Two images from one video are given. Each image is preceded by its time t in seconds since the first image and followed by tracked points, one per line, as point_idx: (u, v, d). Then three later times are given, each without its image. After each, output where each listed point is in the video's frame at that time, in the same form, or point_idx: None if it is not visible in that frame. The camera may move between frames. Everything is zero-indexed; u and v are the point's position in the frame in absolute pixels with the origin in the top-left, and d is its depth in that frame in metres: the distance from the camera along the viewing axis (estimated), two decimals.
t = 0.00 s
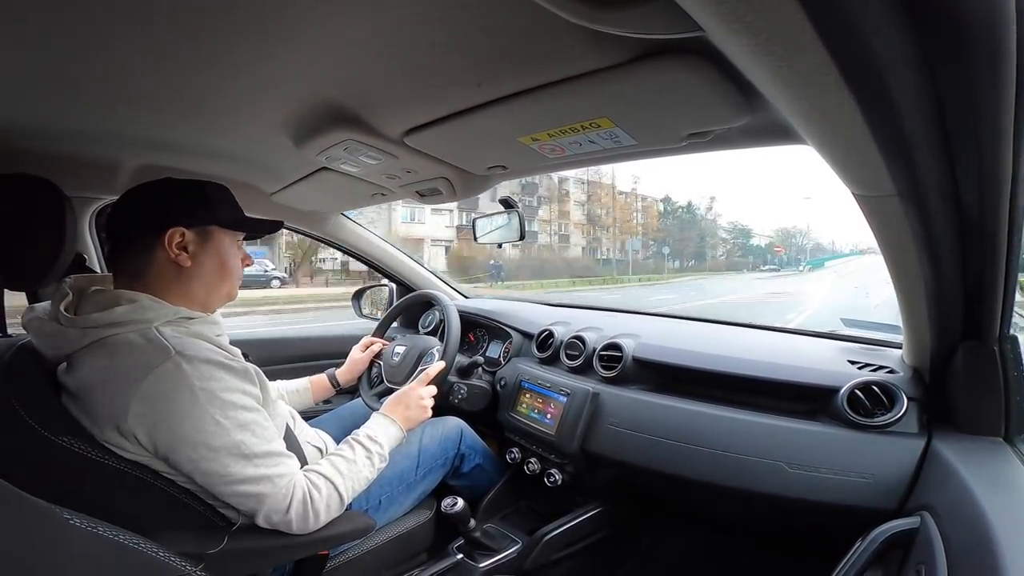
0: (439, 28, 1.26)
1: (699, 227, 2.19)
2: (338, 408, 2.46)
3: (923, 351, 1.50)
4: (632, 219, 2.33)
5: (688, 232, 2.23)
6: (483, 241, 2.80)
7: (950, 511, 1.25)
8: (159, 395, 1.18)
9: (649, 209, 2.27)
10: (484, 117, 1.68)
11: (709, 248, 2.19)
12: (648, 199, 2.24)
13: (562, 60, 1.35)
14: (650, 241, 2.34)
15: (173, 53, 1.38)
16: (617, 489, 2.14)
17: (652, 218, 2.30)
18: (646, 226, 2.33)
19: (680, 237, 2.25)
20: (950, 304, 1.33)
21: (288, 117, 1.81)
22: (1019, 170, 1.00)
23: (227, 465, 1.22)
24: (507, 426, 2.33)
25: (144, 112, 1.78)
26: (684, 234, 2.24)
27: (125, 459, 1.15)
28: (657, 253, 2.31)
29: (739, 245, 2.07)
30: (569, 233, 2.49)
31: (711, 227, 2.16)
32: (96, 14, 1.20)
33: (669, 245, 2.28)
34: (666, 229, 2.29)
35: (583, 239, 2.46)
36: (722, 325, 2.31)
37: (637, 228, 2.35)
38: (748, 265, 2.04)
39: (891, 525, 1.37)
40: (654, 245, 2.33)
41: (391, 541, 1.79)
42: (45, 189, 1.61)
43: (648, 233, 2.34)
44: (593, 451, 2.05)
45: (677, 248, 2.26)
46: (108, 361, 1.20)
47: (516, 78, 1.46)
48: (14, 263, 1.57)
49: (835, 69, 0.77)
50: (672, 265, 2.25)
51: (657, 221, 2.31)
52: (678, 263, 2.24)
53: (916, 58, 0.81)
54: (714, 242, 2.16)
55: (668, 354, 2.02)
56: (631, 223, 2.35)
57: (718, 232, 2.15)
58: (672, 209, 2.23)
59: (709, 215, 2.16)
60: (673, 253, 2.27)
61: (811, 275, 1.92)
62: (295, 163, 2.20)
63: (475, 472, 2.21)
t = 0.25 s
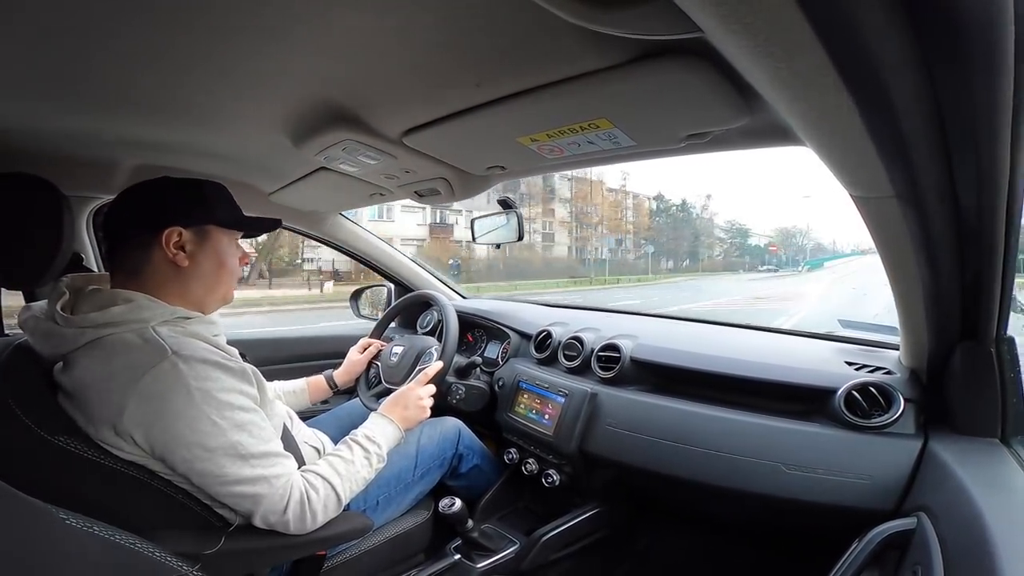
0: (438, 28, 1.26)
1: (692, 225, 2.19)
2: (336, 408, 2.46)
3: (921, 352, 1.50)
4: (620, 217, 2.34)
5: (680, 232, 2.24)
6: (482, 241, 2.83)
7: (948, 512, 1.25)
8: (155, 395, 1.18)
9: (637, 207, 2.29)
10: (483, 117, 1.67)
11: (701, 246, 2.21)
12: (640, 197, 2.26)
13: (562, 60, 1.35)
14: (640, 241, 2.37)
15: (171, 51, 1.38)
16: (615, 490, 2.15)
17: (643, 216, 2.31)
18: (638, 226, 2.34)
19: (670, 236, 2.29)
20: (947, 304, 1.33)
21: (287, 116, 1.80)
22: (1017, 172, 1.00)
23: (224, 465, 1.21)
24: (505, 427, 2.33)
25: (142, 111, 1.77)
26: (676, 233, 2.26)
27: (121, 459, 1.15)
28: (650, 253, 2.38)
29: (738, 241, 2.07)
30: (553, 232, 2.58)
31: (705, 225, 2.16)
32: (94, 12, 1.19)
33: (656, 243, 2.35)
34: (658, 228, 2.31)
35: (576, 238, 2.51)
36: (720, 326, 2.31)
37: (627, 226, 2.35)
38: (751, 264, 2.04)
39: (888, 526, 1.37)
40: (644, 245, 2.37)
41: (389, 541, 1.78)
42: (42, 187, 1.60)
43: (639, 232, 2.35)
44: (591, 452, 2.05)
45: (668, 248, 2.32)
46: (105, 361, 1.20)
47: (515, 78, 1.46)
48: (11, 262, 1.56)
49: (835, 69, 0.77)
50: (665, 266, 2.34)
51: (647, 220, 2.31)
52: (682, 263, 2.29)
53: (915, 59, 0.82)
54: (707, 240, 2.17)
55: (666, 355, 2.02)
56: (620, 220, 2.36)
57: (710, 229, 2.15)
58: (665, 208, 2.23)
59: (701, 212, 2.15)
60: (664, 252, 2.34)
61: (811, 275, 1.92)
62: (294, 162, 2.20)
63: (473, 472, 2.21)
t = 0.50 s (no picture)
0: (436, 28, 1.26)
1: (687, 224, 2.31)
2: (333, 409, 2.46)
3: (918, 352, 1.51)
4: (607, 215, 2.41)
5: (663, 229, 2.39)
6: (480, 241, 2.79)
7: (944, 512, 1.26)
8: (151, 396, 1.17)
9: (626, 205, 2.35)
10: (481, 117, 1.67)
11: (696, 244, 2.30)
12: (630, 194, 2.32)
13: (560, 60, 1.35)
14: (631, 238, 2.49)
15: (168, 51, 1.37)
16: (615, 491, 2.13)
17: (632, 215, 2.42)
18: (632, 224, 2.46)
19: (657, 233, 2.41)
20: (943, 304, 1.34)
21: (285, 116, 1.80)
22: (1013, 173, 1.01)
23: (222, 466, 1.21)
24: (503, 427, 2.33)
25: (138, 111, 1.77)
26: (661, 231, 2.39)
27: (117, 461, 1.15)
28: (639, 252, 2.47)
29: (738, 238, 2.16)
30: (535, 231, 2.65)
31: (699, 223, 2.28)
32: (90, 11, 1.19)
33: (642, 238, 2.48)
34: (655, 227, 2.41)
35: (564, 237, 2.58)
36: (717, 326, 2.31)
37: (616, 223, 2.45)
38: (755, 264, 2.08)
39: (885, 525, 1.38)
40: (634, 242, 2.49)
41: (387, 541, 1.78)
42: (38, 187, 1.60)
43: (625, 230, 2.47)
44: (589, 452, 2.05)
45: (659, 247, 2.41)
46: (102, 362, 1.19)
47: (513, 78, 1.46)
48: (7, 262, 1.56)
49: (832, 70, 0.77)
50: (658, 266, 2.38)
51: (637, 218, 2.44)
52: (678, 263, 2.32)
53: (911, 60, 0.82)
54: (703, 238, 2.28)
55: (664, 355, 2.03)
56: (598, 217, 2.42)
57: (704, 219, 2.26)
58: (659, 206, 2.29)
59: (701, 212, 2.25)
60: (653, 250, 2.44)
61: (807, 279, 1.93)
62: (291, 163, 2.20)
63: (471, 473, 2.21)
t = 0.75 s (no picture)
0: (433, 27, 1.26)
1: (680, 222, 2.31)
2: (330, 409, 2.46)
3: (913, 350, 1.51)
4: (593, 212, 2.48)
5: (652, 226, 2.39)
6: (477, 241, 2.78)
7: (941, 510, 1.26)
8: (148, 399, 1.17)
9: (615, 201, 2.37)
10: (478, 117, 1.67)
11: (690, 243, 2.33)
12: (621, 191, 2.32)
13: (557, 59, 1.35)
14: (621, 237, 2.51)
15: (163, 51, 1.37)
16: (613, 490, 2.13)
17: (621, 212, 2.43)
18: (631, 221, 2.44)
19: (648, 232, 2.41)
20: (938, 302, 1.34)
21: (281, 116, 1.79)
22: (1008, 172, 1.01)
23: (220, 468, 1.21)
24: (501, 426, 2.33)
25: (133, 111, 1.76)
26: (651, 229, 2.39)
27: (114, 462, 1.14)
28: (628, 250, 2.53)
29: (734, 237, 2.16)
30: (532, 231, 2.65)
31: (694, 221, 2.28)
32: (85, 11, 1.18)
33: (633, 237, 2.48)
34: (645, 225, 2.41)
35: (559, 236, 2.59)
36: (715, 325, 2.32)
37: (605, 221, 2.50)
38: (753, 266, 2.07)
39: (883, 523, 1.38)
40: (623, 241, 2.52)
41: (386, 541, 1.78)
42: (32, 187, 1.59)
43: (614, 227, 2.50)
44: (587, 451, 2.05)
45: (650, 245, 2.44)
46: (98, 363, 1.19)
47: (510, 78, 1.46)
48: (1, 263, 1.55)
49: (829, 69, 0.77)
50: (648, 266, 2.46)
51: (625, 216, 2.44)
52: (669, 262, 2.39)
53: (906, 60, 0.82)
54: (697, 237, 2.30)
55: (661, 355, 2.03)
56: (582, 211, 2.52)
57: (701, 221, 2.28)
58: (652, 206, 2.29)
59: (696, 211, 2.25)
60: (643, 249, 2.48)
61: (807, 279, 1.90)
62: (288, 162, 2.19)
63: (469, 472, 2.21)
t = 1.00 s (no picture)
0: (429, 29, 1.26)
1: (671, 221, 2.24)
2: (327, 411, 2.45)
3: (907, 349, 1.52)
4: (579, 210, 2.39)
5: (645, 224, 2.31)
6: (472, 242, 2.80)
7: (936, 509, 1.27)
8: (143, 401, 1.16)
9: (602, 198, 2.31)
10: (475, 118, 1.68)
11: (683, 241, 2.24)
12: (609, 187, 2.26)
13: (553, 60, 1.35)
14: (608, 235, 2.45)
15: (157, 52, 1.36)
16: (610, 490, 2.14)
17: (609, 210, 2.36)
18: (630, 219, 2.34)
19: (639, 231, 2.34)
20: (932, 301, 1.35)
21: (276, 117, 1.79)
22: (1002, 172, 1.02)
23: (216, 470, 1.20)
24: (497, 427, 2.33)
25: (128, 112, 1.75)
26: (642, 228, 2.32)
27: (110, 466, 1.14)
28: (616, 250, 2.47)
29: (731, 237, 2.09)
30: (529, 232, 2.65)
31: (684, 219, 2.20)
32: (79, 12, 1.18)
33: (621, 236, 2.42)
34: (633, 223, 2.35)
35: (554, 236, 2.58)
36: (710, 325, 2.33)
37: (591, 220, 2.41)
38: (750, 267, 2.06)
39: (879, 522, 1.39)
40: (612, 240, 2.46)
41: (384, 542, 1.77)
42: (26, 189, 1.58)
43: (601, 224, 2.43)
44: (584, 452, 2.05)
45: (635, 245, 2.38)
46: (93, 365, 1.18)
47: (506, 79, 1.46)
48: None
49: (823, 69, 0.78)
50: (641, 266, 2.38)
51: (613, 214, 2.37)
52: (661, 262, 2.32)
53: (899, 61, 0.83)
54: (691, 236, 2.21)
55: (657, 355, 2.03)
56: (566, 210, 2.42)
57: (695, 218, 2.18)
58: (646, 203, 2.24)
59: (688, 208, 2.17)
60: (632, 249, 2.42)
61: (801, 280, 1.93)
62: (283, 164, 2.19)
63: (466, 474, 2.21)
